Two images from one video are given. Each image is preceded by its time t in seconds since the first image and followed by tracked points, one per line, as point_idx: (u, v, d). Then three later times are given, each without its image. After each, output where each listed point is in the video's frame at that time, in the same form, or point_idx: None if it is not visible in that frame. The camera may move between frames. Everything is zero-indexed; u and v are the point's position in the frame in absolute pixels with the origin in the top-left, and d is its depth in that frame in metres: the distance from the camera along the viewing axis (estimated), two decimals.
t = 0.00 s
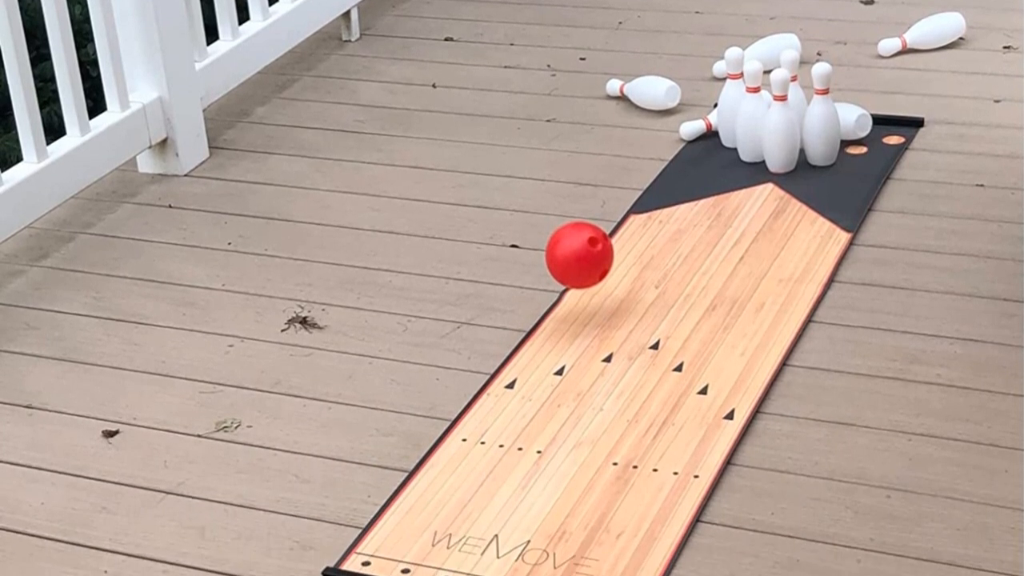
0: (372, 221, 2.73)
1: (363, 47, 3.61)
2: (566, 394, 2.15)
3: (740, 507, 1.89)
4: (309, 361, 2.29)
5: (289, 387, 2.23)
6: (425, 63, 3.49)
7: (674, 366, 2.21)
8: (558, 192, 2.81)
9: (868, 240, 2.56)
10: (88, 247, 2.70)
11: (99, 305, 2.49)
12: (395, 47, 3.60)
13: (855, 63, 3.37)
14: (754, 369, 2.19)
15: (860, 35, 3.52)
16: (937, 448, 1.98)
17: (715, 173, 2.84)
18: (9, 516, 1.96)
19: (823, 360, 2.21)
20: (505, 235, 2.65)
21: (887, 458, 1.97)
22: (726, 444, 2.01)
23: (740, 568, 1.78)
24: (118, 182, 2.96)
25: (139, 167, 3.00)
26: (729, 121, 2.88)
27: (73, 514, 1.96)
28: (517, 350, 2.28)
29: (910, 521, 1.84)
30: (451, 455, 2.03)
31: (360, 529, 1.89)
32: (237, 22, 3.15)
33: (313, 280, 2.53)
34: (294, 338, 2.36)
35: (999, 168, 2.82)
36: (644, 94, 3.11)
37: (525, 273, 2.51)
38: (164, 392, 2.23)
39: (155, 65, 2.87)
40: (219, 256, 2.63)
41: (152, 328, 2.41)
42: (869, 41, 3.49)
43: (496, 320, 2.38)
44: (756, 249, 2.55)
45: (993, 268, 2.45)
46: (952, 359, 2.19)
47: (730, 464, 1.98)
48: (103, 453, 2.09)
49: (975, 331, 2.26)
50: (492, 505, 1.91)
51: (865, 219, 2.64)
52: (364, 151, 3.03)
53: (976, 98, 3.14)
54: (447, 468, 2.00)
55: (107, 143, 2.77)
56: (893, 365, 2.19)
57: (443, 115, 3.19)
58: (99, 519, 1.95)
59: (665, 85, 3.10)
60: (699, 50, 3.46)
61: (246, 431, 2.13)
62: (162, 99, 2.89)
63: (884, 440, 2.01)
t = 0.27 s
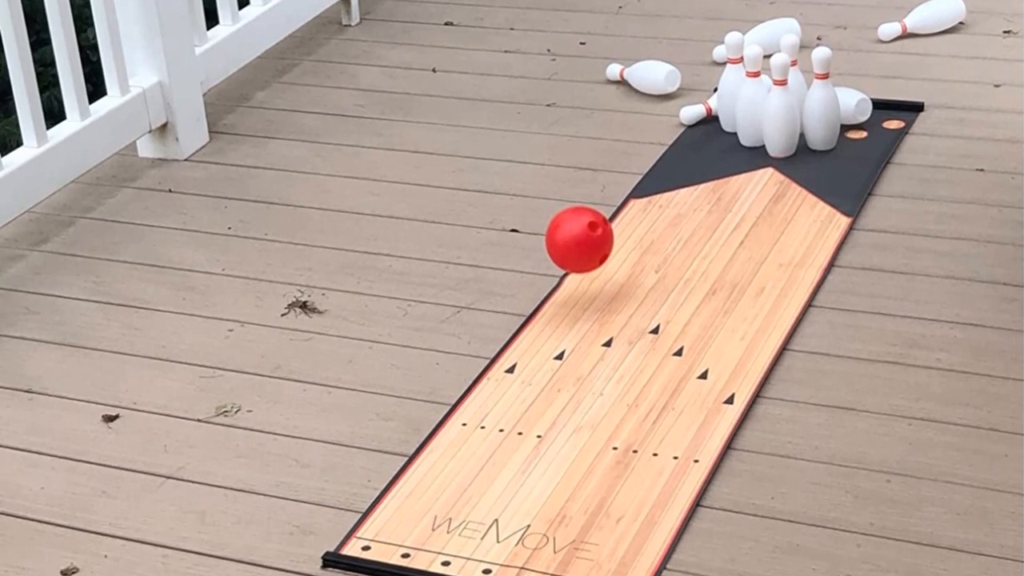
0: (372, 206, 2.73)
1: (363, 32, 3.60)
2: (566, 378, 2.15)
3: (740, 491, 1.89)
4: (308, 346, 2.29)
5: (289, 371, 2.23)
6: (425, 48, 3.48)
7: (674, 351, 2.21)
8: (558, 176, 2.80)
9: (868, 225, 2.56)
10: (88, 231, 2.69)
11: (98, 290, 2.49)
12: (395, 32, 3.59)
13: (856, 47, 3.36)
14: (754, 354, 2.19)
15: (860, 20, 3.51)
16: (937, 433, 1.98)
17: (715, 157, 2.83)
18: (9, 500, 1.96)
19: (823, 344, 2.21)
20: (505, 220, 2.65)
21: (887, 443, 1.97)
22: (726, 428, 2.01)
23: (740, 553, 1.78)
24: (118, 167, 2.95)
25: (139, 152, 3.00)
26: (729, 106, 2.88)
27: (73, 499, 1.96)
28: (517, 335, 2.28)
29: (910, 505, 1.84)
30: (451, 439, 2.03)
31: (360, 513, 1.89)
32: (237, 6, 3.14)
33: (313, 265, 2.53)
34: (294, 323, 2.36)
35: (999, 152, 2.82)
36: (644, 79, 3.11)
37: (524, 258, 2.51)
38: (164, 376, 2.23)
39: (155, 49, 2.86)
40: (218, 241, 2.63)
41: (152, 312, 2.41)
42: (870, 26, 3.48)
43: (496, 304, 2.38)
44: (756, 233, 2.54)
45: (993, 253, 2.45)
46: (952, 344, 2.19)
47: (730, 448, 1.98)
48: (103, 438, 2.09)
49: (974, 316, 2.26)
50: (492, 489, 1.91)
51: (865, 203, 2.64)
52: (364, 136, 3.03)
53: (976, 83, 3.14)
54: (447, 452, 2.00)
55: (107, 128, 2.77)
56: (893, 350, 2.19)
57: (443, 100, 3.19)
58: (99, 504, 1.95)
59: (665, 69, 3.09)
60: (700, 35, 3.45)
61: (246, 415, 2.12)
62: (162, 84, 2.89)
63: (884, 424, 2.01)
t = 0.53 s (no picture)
0: (373, 191, 2.73)
1: (363, 17, 3.60)
2: (566, 363, 2.15)
3: (739, 476, 1.89)
4: (309, 331, 2.29)
5: (289, 356, 2.23)
6: (425, 33, 3.47)
7: (674, 336, 2.21)
8: (558, 161, 2.80)
9: (868, 210, 2.56)
10: (88, 216, 2.69)
11: (99, 275, 2.49)
12: (395, 17, 3.59)
13: (856, 32, 3.35)
14: (754, 339, 2.19)
15: (861, 5, 3.50)
16: (937, 418, 1.99)
17: (715, 142, 2.83)
18: (10, 485, 1.96)
19: (823, 329, 2.21)
20: (505, 205, 2.65)
21: (888, 428, 1.97)
22: (726, 413, 2.02)
23: (740, 539, 1.78)
24: (119, 152, 2.95)
25: (139, 137, 2.99)
26: (729, 91, 2.88)
27: (73, 484, 1.96)
28: (517, 320, 2.28)
29: (910, 490, 1.84)
30: (451, 424, 2.03)
31: (360, 499, 1.89)
32: None
33: (314, 250, 2.53)
34: (294, 308, 2.35)
35: (999, 137, 2.82)
36: (644, 64, 3.10)
37: (525, 243, 2.51)
38: (164, 361, 2.23)
39: (155, 34, 2.85)
40: (219, 226, 2.63)
41: (152, 297, 2.41)
42: (870, 11, 3.47)
43: (497, 289, 2.38)
44: (756, 218, 2.54)
45: (993, 238, 2.45)
46: (952, 329, 2.19)
47: (730, 433, 1.98)
48: (103, 423, 2.09)
49: (975, 301, 2.26)
50: (492, 475, 1.92)
51: (865, 188, 2.63)
52: (364, 121, 3.02)
53: (976, 68, 3.13)
54: (447, 437, 2.00)
55: (107, 113, 2.76)
56: (893, 335, 2.19)
57: (444, 85, 3.18)
58: (99, 489, 1.95)
59: (665, 54, 3.09)
60: (700, 20, 3.44)
61: (246, 400, 2.13)
62: (162, 69, 2.88)
63: (884, 409, 2.01)
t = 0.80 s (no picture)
0: (373, 176, 2.72)
1: (362, 2, 3.59)
2: (566, 348, 2.16)
3: (739, 462, 1.90)
4: (309, 317, 2.29)
5: (289, 342, 2.23)
6: (425, 18, 3.47)
7: (674, 321, 2.21)
8: (558, 147, 2.80)
9: (868, 196, 2.56)
10: (88, 202, 2.69)
11: (98, 260, 2.48)
12: (395, 3, 3.58)
13: (856, 18, 3.35)
14: (754, 325, 2.19)
15: None
16: (937, 403, 1.99)
17: (715, 128, 2.83)
18: (10, 471, 1.96)
19: (823, 315, 2.21)
20: (505, 190, 2.64)
21: (887, 413, 1.97)
22: (726, 398, 2.02)
23: (740, 524, 1.78)
24: (118, 137, 2.95)
25: (139, 123, 2.99)
26: (729, 77, 2.87)
27: (73, 470, 1.96)
28: (517, 305, 2.28)
29: (910, 476, 1.85)
30: (451, 410, 2.03)
31: (360, 484, 1.90)
32: None
33: (314, 235, 2.53)
34: (294, 294, 2.35)
35: (999, 123, 2.82)
36: (644, 50, 3.10)
37: (524, 229, 2.51)
38: (164, 347, 2.23)
39: (155, 20, 2.85)
40: (219, 212, 2.62)
41: (152, 283, 2.41)
42: None
43: (497, 275, 2.38)
44: (756, 204, 2.54)
45: (993, 224, 2.45)
46: (952, 315, 2.19)
47: (730, 418, 1.99)
48: (103, 408, 2.09)
49: (975, 286, 2.26)
50: (492, 460, 1.92)
51: (865, 174, 2.63)
52: (364, 106, 3.02)
53: (977, 54, 3.13)
54: (447, 423, 2.00)
55: (107, 98, 2.76)
56: (893, 321, 2.19)
57: (443, 70, 3.17)
58: (99, 474, 1.95)
59: (665, 40, 3.08)
60: (701, 6, 3.44)
61: (246, 386, 2.13)
62: (162, 55, 2.88)
63: (884, 395, 2.01)
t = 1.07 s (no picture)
0: (373, 162, 2.72)
1: None
2: (566, 335, 2.16)
3: (740, 448, 1.90)
4: (309, 303, 2.29)
5: (289, 328, 2.23)
6: (425, 4, 3.46)
7: (674, 307, 2.21)
8: (558, 133, 2.79)
9: (868, 182, 2.56)
10: (88, 188, 2.68)
11: (98, 246, 2.48)
12: None
13: (856, 4, 3.34)
14: (754, 311, 2.19)
15: None
16: (937, 389, 1.99)
17: (715, 114, 2.83)
18: (10, 456, 1.96)
19: (823, 301, 2.21)
20: (505, 176, 2.64)
21: (887, 399, 1.97)
22: (726, 384, 2.02)
23: (740, 510, 1.78)
24: (118, 123, 2.94)
25: (139, 109, 2.98)
26: (729, 63, 2.87)
27: (73, 456, 1.96)
28: (517, 291, 2.28)
29: (911, 462, 1.85)
30: (451, 396, 2.03)
31: (360, 470, 1.90)
32: None
33: (314, 221, 2.53)
34: (294, 280, 2.35)
35: (999, 109, 2.82)
36: (644, 36, 3.09)
37: (524, 215, 2.51)
38: (165, 333, 2.23)
39: (155, 6, 2.85)
40: (219, 197, 2.62)
41: (152, 269, 2.40)
42: None
43: (496, 261, 2.37)
44: (756, 190, 2.54)
45: (993, 210, 2.45)
46: (952, 301, 2.19)
47: (730, 404, 1.99)
48: (103, 394, 2.09)
49: (975, 272, 2.26)
50: (492, 446, 1.92)
51: (865, 160, 2.63)
52: (364, 92, 3.01)
53: (977, 40, 3.13)
54: (447, 409, 2.01)
55: (107, 85, 2.75)
56: (893, 307, 2.19)
57: (443, 57, 3.17)
58: (99, 460, 1.95)
59: (665, 26, 3.08)
60: None
61: (246, 371, 2.13)
62: (162, 41, 2.87)
63: (884, 381, 2.01)
